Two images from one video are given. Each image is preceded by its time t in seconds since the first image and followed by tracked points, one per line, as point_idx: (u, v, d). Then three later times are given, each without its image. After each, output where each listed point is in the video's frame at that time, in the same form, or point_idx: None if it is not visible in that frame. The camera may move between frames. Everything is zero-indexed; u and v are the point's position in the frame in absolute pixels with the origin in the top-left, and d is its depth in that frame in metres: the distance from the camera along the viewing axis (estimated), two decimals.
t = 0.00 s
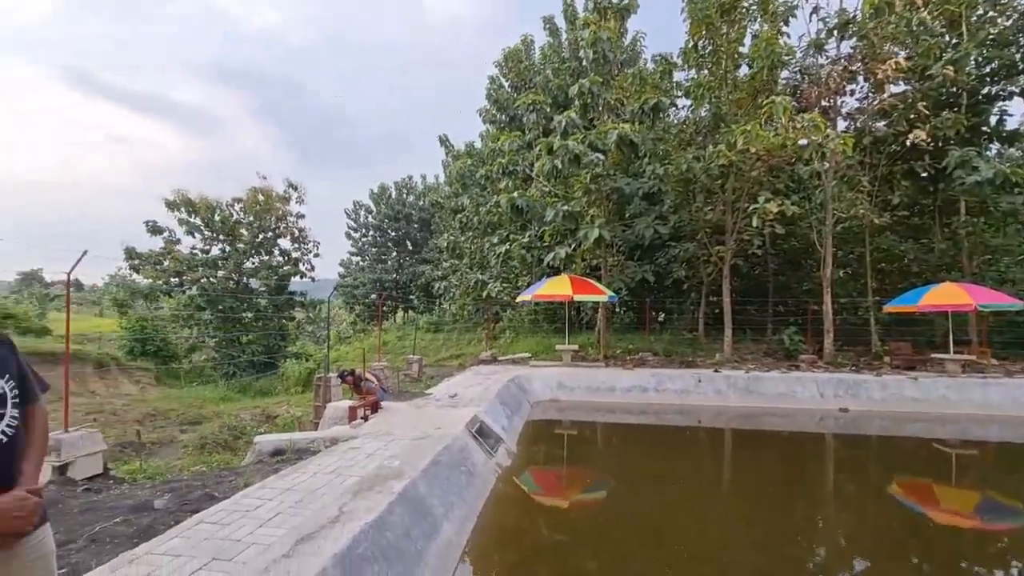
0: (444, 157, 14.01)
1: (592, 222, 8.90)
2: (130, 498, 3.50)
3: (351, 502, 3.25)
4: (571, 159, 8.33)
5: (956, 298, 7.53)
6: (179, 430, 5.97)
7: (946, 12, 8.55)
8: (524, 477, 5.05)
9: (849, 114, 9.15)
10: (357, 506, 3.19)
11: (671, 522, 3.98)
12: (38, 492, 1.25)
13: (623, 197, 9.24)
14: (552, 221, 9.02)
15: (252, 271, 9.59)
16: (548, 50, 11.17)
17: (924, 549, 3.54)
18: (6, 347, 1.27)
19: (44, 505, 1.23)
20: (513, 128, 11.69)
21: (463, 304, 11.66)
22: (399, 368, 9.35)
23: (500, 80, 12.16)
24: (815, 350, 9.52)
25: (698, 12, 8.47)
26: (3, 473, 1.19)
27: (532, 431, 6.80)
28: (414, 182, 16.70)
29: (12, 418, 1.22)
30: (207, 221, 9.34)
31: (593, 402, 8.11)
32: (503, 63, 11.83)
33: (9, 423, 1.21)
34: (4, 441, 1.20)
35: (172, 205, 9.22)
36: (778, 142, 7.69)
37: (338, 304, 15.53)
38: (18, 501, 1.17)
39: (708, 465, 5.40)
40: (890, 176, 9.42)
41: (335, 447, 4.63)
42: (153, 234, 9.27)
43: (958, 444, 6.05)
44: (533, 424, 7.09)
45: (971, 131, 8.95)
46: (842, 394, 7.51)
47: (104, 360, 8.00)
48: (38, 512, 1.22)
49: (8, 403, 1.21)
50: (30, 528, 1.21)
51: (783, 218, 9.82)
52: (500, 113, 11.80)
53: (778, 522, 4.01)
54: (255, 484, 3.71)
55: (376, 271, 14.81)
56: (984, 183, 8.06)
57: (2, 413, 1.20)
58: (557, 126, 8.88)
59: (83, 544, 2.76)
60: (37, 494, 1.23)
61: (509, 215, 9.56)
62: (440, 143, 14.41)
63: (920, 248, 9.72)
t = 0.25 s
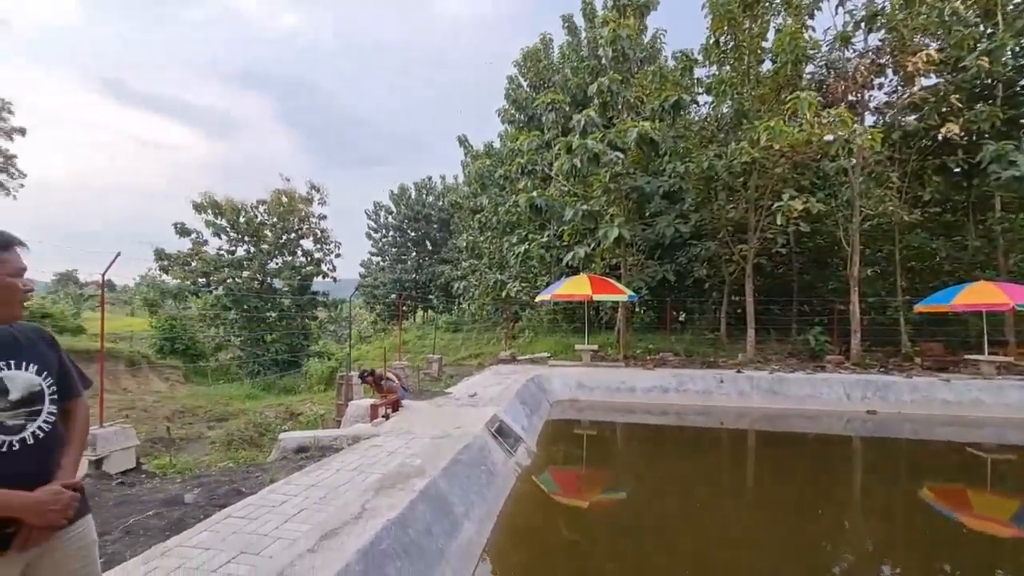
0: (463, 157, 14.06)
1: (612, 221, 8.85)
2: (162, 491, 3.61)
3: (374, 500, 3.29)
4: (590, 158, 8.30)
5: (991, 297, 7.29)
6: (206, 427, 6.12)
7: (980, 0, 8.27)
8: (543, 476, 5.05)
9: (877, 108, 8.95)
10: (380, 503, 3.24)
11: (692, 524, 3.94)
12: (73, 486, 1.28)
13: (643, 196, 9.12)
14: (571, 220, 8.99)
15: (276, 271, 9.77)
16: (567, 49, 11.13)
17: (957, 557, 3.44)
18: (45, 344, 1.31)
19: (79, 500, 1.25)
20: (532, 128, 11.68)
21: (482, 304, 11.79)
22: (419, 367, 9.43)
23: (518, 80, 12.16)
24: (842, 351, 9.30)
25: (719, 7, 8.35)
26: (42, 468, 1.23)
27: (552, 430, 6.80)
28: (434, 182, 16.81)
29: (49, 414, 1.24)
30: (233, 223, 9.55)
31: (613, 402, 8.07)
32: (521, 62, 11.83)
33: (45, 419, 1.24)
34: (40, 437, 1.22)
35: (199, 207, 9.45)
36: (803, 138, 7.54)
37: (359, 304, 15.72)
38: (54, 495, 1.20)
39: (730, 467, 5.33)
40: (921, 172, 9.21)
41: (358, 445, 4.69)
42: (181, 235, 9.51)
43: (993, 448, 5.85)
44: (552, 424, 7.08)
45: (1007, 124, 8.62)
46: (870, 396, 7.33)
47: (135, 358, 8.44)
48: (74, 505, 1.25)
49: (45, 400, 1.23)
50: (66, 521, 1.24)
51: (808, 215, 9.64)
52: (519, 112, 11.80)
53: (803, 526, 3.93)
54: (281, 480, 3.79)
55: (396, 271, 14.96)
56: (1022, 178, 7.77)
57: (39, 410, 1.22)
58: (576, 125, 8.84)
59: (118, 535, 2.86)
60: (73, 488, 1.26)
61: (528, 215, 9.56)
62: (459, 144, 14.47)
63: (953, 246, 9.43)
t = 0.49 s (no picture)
0: (479, 157, 14.10)
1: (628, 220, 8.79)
2: (187, 486, 3.70)
3: (392, 497, 3.33)
4: (607, 156, 8.27)
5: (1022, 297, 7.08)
6: (229, 423, 6.25)
7: None
8: (560, 476, 5.05)
9: (902, 103, 8.76)
10: (398, 500, 3.27)
11: (710, 526, 3.91)
12: (97, 483, 1.29)
13: (660, 195, 8.99)
14: (587, 219, 8.95)
15: (295, 271, 9.91)
16: (583, 47, 11.09)
17: (986, 563, 3.35)
18: (79, 341, 1.35)
19: (100, 496, 1.25)
20: (548, 127, 11.67)
21: (498, 304, 11.81)
22: (436, 366, 9.49)
23: (534, 79, 12.15)
24: (865, 351, 9.12)
25: (738, 3, 8.23)
26: (68, 463, 1.26)
27: (568, 430, 6.79)
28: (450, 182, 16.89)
29: (77, 409, 1.28)
30: (253, 224, 9.71)
31: (629, 402, 8.03)
32: (537, 61, 11.81)
33: (73, 415, 1.27)
34: (66, 433, 1.25)
35: (221, 208, 9.63)
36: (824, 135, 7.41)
37: (376, 303, 15.87)
38: (73, 491, 1.21)
39: (749, 469, 5.27)
40: (948, 167, 8.98)
41: (376, 442, 4.75)
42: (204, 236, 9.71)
43: None
44: (568, 424, 7.07)
45: None
46: (894, 398, 7.17)
47: (161, 357, 8.54)
48: (95, 503, 1.25)
49: (72, 398, 1.26)
50: (88, 517, 1.25)
51: (830, 213, 9.46)
52: (535, 112, 11.79)
53: (825, 530, 3.87)
54: (301, 476, 3.86)
55: (413, 271, 15.07)
56: None
57: (66, 407, 1.25)
58: (592, 124, 8.80)
59: (146, 528, 2.94)
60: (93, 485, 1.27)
61: (544, 215, 9.54)
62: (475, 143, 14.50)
63: (983, 244, 9.16)
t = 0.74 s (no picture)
0: (501, 156, 14.12)
1: (651, 219, 8.71)
2: (219, 477, 3.82)
3: (415, 492, 3.37)
4: (630, 154, 8.19)
5: None
6: (257, 418, 6.40)
7: None
8: (581, 476, 5.05)
9: (939, 97, 8.47)
10: (421, 495, 3.32)
11: (734, 528, 3.86)
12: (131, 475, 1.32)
13: (685, 192, 8.88)
14: (610, 218, 8.88)
15: (321, 269, 10.09)
16: (606, 44, 11.00)
17: None
18: (126, 336, 1.42)
19: (128, 490, 1.28)
20: (571, 125, 11.63)
21: (520, 301, 12.03)
22: (458, 363, 9.55)
23: (557, 77, 12.11)
24: (898, 353, 8.86)
25: None
26: (104, 454, 1.31)
27: (590, 429, 6.77)
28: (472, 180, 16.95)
29: (117, 401, 1.33)
30: (280, 223, 9.90)
31: (651, 402, 7.96)
32: (560, 59, 11.77)
33: (112, 407, 1.32)
34: (104, 423, 1.30)
35: (250, 208, 9.86)
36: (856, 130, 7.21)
37: (398, 301, 16.05)
38: (102, 482, 1.25)
39: (775, 472, 5.17)
40: (988, 163, 8.63)
41: (399, 438, 4.81)
42: (233, 235, 9.95)
43: None
44: (590, 423, 7.04)
45: None
46: (929, 402, 6.95)
47: (193, 352, 8.71)
48: (124, 496, 1.28)
49: (110, 390, 1.32)
50: (118, 508, 1.28)
51: (861, 211, 9.21)
52: (557, 110, 11.75)
53: (854, 537, 3.77)
54: (327, 470, 3.94)
55: (435, 269, 15.20)
56: None
57: (105, 399, 1.31)
58: (615, 121, 8.73)
59: (180, 517, 3.04)
60: (124, 478, 1.30)
61: (566, 213, 9.51)
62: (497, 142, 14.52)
63: None
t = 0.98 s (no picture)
0: (523, 154, 14.11)
1: (675, 216, 8.60)
2: (250, 469, 3.93)
3: (439, 487, 3.41)
4: (653, 151, 8.07)
5: None
6: (285, 413, 6.55)
7: None
8: (603, 475, 5.03)
9: (978, 87, 8.17)
10: (445, 491, 3.35)
11: (760, 530, 3.80)
12: (177, 464, 1.38)
13: (710, 189, 8.78)
14: (633, 216, 8.79)
15: (345, 268, 10.25)
16: (629, 40, 10.90)
17: None
18: (176, 331, 1.49)
19: (176, 478, 1.34)
20: (593, 123, 11.56)
21: (542, 300, 11.92)
22: (480, 361, 9.60)
23: (579, 74, 12.05)
24: (933, 353, 8.58)
25: None
26: (154, 443, 1.37)
27: (612, 428, 6.74)
28: (494, 179, 16.98)
29: (168, 392, 1.40)
30: (307, 223, 10.09)
31: (675, 402, 7.88)
32: (583, 56, 11.71)
33: (164, 398, 1.39)
34: (156, 413, 1.37)
35: (278, 208, 10.07)
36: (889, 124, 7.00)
37: (421, 299, 16.20)
38: (152, 469, 1.30)
39: (803, 474, 5.07)
40: None
41: (423, 435, 4.87)
42: (262, 234, 10.18)
43: None
44: (612, 422, 7.00)
45: None
46: (966, 404, 6.71)
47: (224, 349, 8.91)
48: (172, 483, 1.34)
49: (163, 381, 1.38)
50: (165, 495, 1.34)
51: (895, 207, 8.94)
52: (580, 107, 11.69)
53: (886, 541, 3.66)
54: (354, 464, 4.01)
55: (457, 268, 15.29)
56: None
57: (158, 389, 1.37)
58: (638, 118, 8.63)
59: (214, 507, 3.14)
60: (172, 466, 1.36)
61: (589, 211, 9.45)
62: (519, 141, 14.51)
63: None
